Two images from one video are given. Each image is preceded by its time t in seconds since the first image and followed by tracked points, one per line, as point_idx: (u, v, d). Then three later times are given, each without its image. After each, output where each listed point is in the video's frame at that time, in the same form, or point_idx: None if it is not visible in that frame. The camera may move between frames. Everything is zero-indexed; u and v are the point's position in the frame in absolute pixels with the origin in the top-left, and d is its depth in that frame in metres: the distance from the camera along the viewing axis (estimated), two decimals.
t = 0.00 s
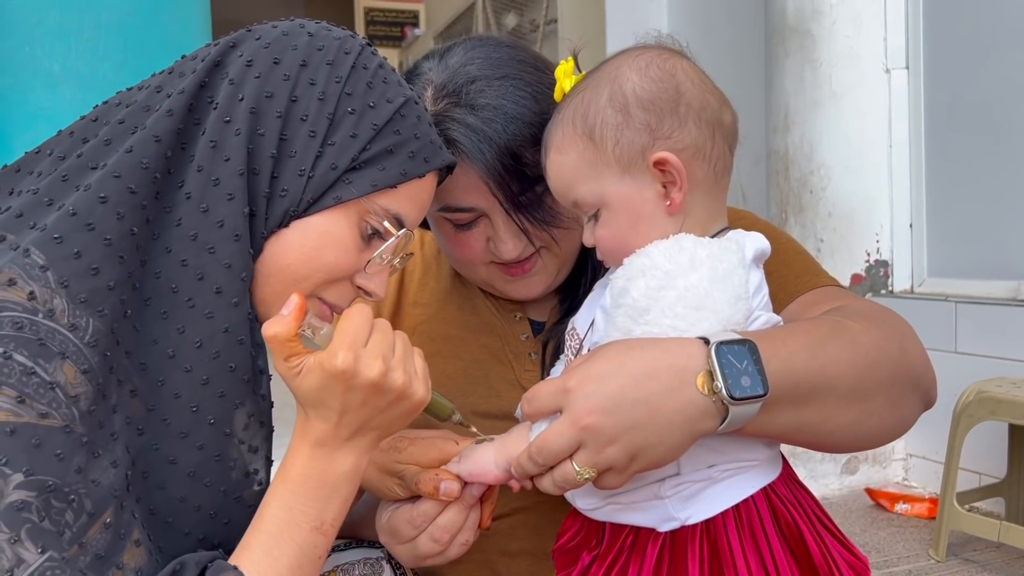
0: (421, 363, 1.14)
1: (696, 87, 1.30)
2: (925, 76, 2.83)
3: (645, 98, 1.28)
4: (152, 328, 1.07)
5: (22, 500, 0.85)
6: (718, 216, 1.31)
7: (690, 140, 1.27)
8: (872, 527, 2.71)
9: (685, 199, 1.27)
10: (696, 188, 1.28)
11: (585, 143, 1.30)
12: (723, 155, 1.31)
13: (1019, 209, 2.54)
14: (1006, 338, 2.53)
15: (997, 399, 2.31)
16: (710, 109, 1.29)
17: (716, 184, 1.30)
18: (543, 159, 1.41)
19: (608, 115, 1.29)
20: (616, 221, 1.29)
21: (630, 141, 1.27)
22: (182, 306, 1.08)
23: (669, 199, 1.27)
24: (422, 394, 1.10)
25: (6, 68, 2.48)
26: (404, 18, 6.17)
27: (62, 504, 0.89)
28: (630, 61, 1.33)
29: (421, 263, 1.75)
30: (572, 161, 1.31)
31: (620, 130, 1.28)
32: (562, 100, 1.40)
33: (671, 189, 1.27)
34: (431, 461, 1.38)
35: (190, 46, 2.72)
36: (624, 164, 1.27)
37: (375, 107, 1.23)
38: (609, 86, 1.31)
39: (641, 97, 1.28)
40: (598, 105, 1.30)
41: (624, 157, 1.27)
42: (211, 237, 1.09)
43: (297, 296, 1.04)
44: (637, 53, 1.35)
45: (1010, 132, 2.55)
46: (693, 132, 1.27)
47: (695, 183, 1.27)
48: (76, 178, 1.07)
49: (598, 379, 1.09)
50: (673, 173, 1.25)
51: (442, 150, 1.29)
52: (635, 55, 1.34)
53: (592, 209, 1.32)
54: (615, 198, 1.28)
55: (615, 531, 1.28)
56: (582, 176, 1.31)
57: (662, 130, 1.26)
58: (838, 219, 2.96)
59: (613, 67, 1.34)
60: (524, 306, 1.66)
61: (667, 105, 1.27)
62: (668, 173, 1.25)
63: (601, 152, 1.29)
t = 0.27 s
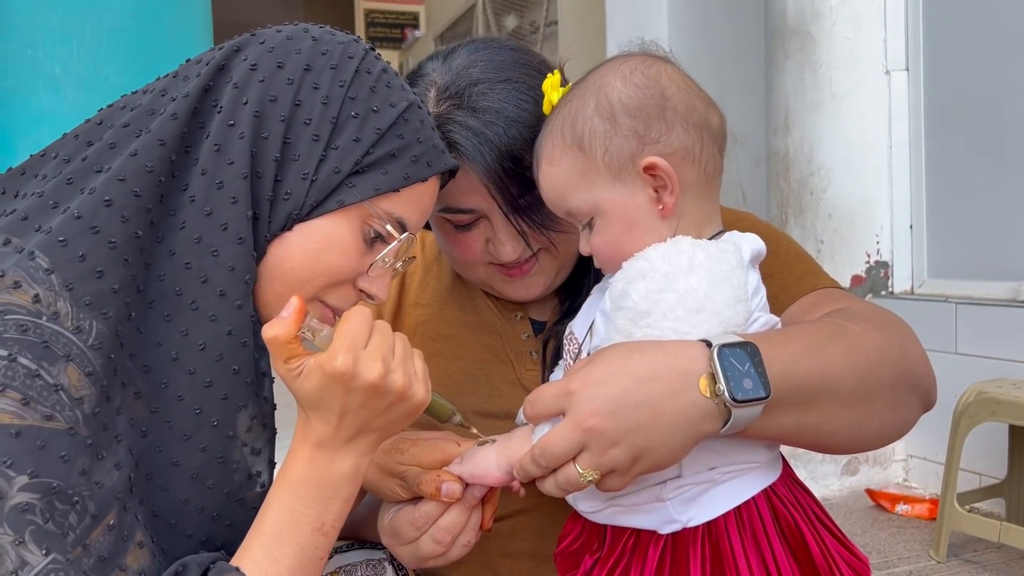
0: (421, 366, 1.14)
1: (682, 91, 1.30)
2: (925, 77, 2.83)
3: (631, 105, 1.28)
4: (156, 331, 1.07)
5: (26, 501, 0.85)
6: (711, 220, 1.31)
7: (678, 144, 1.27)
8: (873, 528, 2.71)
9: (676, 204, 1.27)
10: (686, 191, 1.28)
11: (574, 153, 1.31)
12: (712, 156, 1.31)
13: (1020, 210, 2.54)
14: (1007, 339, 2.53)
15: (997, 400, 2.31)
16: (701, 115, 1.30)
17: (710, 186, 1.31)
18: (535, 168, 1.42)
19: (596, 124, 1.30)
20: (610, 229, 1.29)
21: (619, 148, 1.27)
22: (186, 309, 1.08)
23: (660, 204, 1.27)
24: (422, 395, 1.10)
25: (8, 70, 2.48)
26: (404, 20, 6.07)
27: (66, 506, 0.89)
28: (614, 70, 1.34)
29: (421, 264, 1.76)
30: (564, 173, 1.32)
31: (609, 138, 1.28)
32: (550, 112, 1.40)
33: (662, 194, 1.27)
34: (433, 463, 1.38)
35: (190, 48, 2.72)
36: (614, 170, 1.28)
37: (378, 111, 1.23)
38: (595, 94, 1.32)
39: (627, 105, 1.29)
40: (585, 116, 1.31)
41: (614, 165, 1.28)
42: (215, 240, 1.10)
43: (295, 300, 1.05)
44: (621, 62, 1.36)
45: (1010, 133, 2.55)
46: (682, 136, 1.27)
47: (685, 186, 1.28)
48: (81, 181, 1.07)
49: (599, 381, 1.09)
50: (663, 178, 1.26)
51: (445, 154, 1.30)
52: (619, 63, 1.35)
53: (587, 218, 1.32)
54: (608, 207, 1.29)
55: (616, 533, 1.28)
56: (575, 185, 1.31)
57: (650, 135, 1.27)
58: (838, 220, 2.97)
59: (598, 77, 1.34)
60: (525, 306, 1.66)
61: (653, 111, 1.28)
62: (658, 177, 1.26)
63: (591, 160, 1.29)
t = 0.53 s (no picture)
0: (419, 369, 1.14)
1: (688, 93, 1.31)
2: (924, 79, 2.83)
3: (637, 106, 1.29)
4: (157, 333, 1.07)
5: (27, 504, 0.86)
6: (715, 222, 1.32)
7: (684, 146, 1.27)
8: (872, 529, 2.72)
9: (680, 206, 1.27)
10: (691, 193, 1.28)
11: (580, 154, 1.32)
12: (718, 159, 1.31)
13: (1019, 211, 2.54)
14: (1006, 341, 2.53)
15: (997, 401, 2.31)
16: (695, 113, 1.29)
17: (714, 189, 1.31)
18: (540, 168, 1.42)
19: (601, 125, 1.30)
20: (614, 229, 1.30)
21: (624, 149, 1.28)
22: (187, 311, 1.09)
23: (665, 206, 1.28)
24: (420, 398, 1.10)
25: (9, 73, 2.48)
26: (403, 22, 6.09)
27: (67, 508, 0.90)
28: (621, 70, 1.34)
29: (421, 266, 1.76)
30: (569, 172, 1.33)
31: (614, 139, 1.29)
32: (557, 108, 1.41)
33: (667, 195, 1.27)
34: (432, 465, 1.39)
35: (191, 51, 2.73)
36: (618, 171, 1.29)
37: (380, 114, 1.23)
38: (602, 95, 1.32)
39: (633, 105, 1.29)
40: (591, 116, 1.32)
41: (619, 165, 1.28)
42: (216, 243, 1.10)
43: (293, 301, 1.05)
44: (627, 62, 1.36)
45: (1009, 135, 2.56)
46: (687, 138, 1.28)
47: (690, 188, 1.28)
48: (83, 184, 1.07)
49: (599, 383, 1.10)
50: (668, 180, 1.26)
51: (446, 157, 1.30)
52: (625, 64, 1.35)
53: (590, 218, 1.33)
54: (612, 206, 1.29)
55: (616, 533, 1.28)
56: (579, 186, 1.32)
57: (656, 137, 1.27)
58: (838, 222, 2.97)
59: (604, 77, 1.35)
60: (525, 307, 1.67)
61: (659, 113, 1.28)
62: (664, 179, 1.26)
63: (596, 162, 1.30)
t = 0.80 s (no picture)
0: (416, 371, 1.14)
1: (690, 94, 1.31)
2: (923, 80, 2.84)
3: (639, 107, 1.29)
4: (154, 335, 1.08)
5: (23, 506, 0.86)
6: (715, 224, 1.32)
7: (685, 147, 1.27)
8: (871, 531, 2.72)
9: (682, 208, 1.27)
10: (692, 195, 1.28)
11: (581, 154, 1.32)
12: (719, 161, 1.31)
13: (1018, 213, 2.55)
14: (1004, 342, 2.53)
15: (995, 402, 2.32)
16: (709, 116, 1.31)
17: (714, 192, 1.31)
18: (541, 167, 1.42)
19: (603, 125, 1.30)
20: (615, 230, 1.30)
21: (625, 150, 1.28)
22: (184, 313, 1.09)
23: (666, 207, 1.28)
24: (416, 401, 1.10)
25: (8, 75, 2.48)
26: (402, 23, 6.07)
27: (63, 511, 0.90)
28: (624, 71, 1.34)
29: (420, 268, 1.76)
30: (570, 172, 1.33)
31: (616, 139, 1.29)
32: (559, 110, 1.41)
33: (669, 196, 1.27)
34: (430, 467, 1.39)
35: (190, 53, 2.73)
36: (620, 172, 1.29)
37: (378, 117, 1.23)
38: (604, 95, 1.32)
39: (635, 106, 1.29)
40: (592, 116, 1.32)
41: (621, 166, 1.28)
42: (214, 245, 1.10)
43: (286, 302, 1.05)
44: (631, 62, 1.36)
45: (1008, 137, 2.56)
46: (688, 140, 1.28)
47: (691, 190, 1.28)
48: (81, 186, 1.08)
49: (598, 385, 1.10)
50: (669, 181, 1.26)
51: (445, 161, 1.30)
52: (628, 64, 1.35)
53: (592, 219, 1.33)
54: (613, 207, 1.29)
55: (614, 535, 1.29)
56: (580, 187, 1.32)
57: (657, 138, 1.27)
58: (836, 223, 2.97)
59: (607, 77, 1.35)
60: (523, 308, 1.67)
61: (662, 114, 1.28)
62: (665, 181, 1.26)
63: (597, 162, 1.30)
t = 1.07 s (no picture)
0: (414, 373, 1.14)
1: (689, 95, 1.30)
2: (922, 81, 2.84)
3: (638, 107, 1.29)
4: (151, 337, 1.08)
5: (19, 508, 0.85)
6: (713, 226, 1.32)
7: (684, 149, 1.27)
8: (870, 532, 2.71)
9: (680, 210, 1.27)
10: (690, 197, 1.28)
11: (580, 154, 1.32)
12: (717, 163, 1.32)
13: (1016, 214, 2.55)
14: (1003, 343, 2.53)
15: (994, 403, 2.31)
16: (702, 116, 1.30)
17: (713, 194, 1.31)
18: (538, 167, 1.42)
19: (602, 126, 1.30)
20: (614, 230, 1.30)
21: (624, 152, 1.28)
22: (181, 315, 1.09)
23: (665, 209, 1.28)
24: (414, 403, 1.10)
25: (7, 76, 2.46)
26: (402, 25, 6.05)
27: (59, 512, 0.90)
28: (623, 71, 1.34)
29: (418, 269, 1.76)
30: (569, 172, 1.33)
31: (615, 140, 1.29)
32: (554, 116, 1.40)
33: (667, 198, 1.27)
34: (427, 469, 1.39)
35: (188, 53, 2.73)
36: (618, 173, 1.29)
37: (376, 119, 1.23)
38: (603, 96, 1.32)
39: (634, 107, 1.29)
40: (591, 117, 1.31)
41: (618, 168, 1.28)
42: (211, 246, 1.10)
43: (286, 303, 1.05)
44: (631, 63, 1.36)
45: (1006, 138, 2.56)
46: (687, 142, 1.28)
47: (689, 192, 1.28)
48: (79, 187, 1.08)
49: (597, 386, 1.10)
50: (668, 182, 1.26)
51: (442, 162, 1.30)
52: (627, 66, 1.35)
53: (589, 220, 1.33)
54: (612, 208, 1.29)
55: (612, 536, 1.29)
56: (578, 185, 1.32)
57: (656, 139, 1.27)
58: (835, 225, 2.97)
59: (606, 78, 1.35)
60: (522, 309, 1.67)
61: (661, 114, 1.28)
62: (664, 182, 1.26)
63: (596, 163, 1.30)
